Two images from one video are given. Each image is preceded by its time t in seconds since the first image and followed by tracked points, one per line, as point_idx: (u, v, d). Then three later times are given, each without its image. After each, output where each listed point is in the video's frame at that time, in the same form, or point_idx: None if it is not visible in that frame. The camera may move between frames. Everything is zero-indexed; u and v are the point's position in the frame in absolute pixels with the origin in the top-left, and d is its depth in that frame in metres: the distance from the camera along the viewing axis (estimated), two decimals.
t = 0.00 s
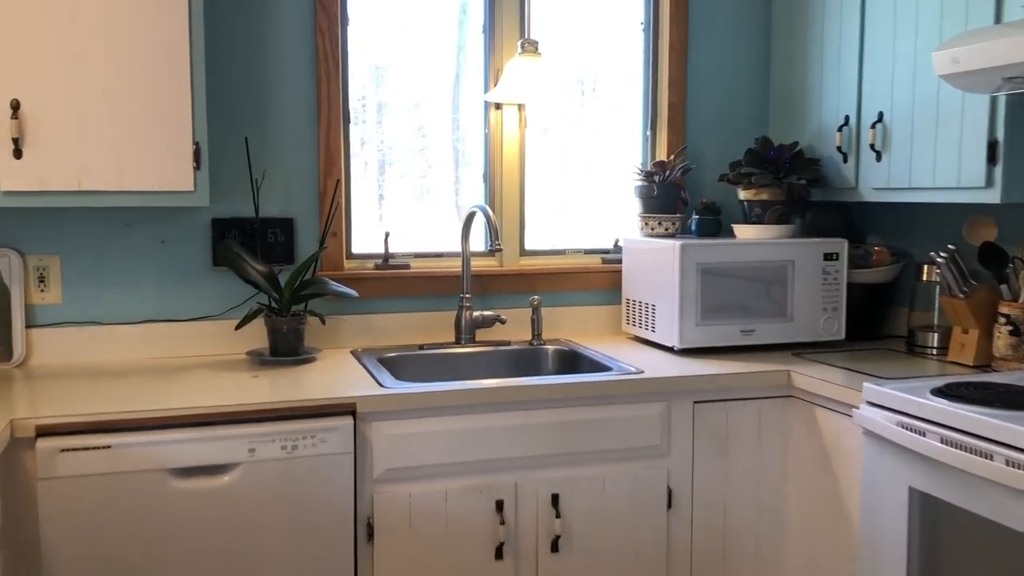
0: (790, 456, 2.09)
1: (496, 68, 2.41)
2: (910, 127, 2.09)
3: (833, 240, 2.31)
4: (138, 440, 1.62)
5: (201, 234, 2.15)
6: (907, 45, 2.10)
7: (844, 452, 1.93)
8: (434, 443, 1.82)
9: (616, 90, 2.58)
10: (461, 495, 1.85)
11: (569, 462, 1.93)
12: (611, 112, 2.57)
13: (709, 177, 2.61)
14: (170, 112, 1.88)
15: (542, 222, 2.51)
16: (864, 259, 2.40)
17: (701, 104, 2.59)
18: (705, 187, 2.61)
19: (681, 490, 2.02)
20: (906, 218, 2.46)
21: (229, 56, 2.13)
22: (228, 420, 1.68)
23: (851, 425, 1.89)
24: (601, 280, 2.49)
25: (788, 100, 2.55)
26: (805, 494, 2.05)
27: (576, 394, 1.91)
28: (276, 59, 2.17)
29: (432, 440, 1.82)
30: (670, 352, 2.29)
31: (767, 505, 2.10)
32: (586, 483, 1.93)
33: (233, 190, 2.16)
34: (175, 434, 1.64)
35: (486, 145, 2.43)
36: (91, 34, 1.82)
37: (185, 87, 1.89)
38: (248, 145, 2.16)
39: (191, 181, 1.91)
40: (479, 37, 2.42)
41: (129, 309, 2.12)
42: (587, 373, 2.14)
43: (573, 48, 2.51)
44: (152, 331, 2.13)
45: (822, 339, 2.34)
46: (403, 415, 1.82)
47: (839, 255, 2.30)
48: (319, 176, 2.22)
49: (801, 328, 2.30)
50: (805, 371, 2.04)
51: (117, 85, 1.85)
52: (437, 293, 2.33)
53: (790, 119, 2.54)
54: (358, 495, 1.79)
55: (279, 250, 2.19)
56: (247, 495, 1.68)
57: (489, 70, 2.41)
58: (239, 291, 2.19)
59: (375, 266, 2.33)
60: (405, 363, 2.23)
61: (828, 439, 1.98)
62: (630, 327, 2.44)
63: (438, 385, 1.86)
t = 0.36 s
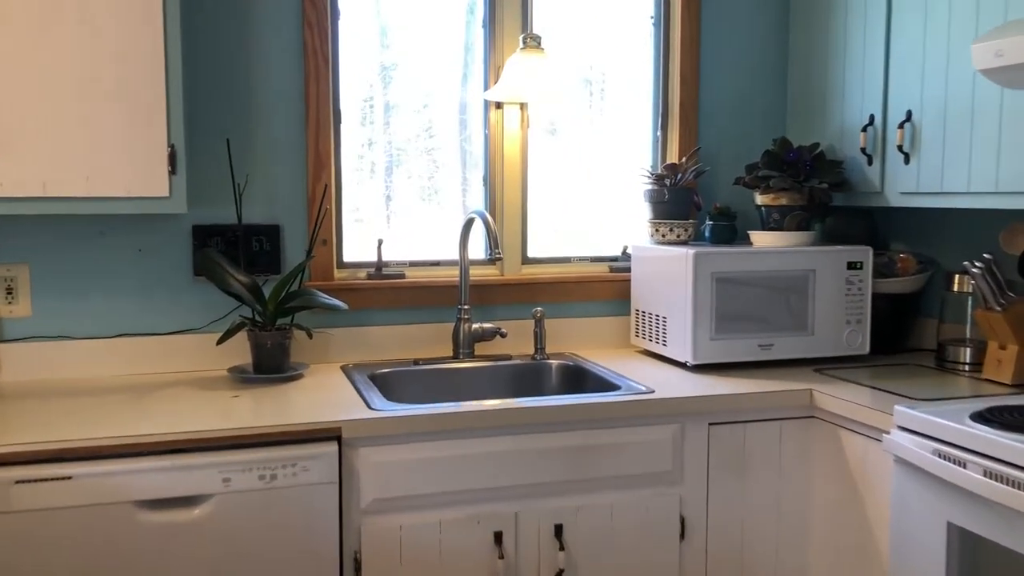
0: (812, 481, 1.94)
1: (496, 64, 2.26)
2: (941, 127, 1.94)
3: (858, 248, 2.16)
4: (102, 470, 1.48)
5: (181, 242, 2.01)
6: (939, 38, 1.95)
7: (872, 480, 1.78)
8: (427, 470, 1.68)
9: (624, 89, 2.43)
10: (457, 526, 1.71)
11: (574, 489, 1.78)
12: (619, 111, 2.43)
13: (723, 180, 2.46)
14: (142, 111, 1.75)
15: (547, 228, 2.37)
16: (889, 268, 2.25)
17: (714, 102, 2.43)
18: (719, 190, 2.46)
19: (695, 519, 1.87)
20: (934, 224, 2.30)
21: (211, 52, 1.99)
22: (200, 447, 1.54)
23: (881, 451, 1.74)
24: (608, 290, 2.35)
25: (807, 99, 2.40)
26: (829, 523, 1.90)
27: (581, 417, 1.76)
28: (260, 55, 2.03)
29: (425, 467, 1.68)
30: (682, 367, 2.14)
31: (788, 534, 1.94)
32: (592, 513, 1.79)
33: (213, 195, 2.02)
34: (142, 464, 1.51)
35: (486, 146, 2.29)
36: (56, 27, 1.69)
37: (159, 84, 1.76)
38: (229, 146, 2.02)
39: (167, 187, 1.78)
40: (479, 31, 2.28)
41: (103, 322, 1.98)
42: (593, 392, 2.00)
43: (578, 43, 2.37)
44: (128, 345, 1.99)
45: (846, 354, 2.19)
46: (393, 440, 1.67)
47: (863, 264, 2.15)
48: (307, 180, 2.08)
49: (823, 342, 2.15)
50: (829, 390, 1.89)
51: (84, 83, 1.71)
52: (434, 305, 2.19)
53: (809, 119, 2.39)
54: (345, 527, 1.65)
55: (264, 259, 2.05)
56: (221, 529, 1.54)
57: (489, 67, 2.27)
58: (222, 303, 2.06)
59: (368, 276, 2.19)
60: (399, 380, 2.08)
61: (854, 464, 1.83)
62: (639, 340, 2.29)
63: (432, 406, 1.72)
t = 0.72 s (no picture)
0: (846, 506, 1.74)
1: (497, 46, 2.08)
2: (991, 111, 1.75)
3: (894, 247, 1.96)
4: (43, 499, 1.31)
5: (151, 240, 1.84)
6: (988, 13, 1.75)
7: (916, 507, 1.58)
8: (416, 496, 1.49)
9: (637, 74, 2.24)
10: (451, 559, 1.52)
11: (582, 516, 1.59)
12: (633, 97, 2.24)
13: (745, 173, 2.27)
14: (100, 92, 1.58)
15: (556, 226, 2.18)
16: (927, 268, 2.05)
17: (735, 89, 2.24)
18: (740, 184, 2.27)
19: (717, 548, 1.68)
20: (977, 220, 2.11)
21: (184, 31, 1.82)
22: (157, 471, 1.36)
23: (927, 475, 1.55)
24: (620, 293, 2.16)
25: (837, 84, 2.20)
26: (865, 554, 1.71)
27: (590, 436, 1.58)
28: (237, 34, 1.85)
29: (414, 492, 1.50)
30: (701, 378, 1.96)
31: (819, 565, 1.75)
32: (602, 543, 1.60)
33: (186, 189, 1.84)
34: (90, 491, 1.33)
35: (487, 136, 2.11)
36: (3, 1, 1.52)
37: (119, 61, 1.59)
38: (203, 134, 1.84)
39: (129, 177, 1.61)
40: (478, 10, 2.09)
41: (66, 328, 1.81)
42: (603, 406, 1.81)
43: (587, 24, 2.18)
44: (92, 354, 1.81)
45: (881, 363, 2.00)
46: (378, 462, 1.49)
47: (900, 264, 1.96)
48: (290, 171, 1.90)
49: (856, 350, 1.96)
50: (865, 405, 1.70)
51: (33, 64, 1.54)
52: (429, 308, 2.01)
53: (839, 106, 2.20)
54: (324, 560, 1.47)
55: (243, 258, 1.88)
56: (182, 564, 1.36)
57: (489, 49, 2.08)
58: (197, 307, 1.88)
59: (358, 277, 2.01)
60: (390, 392, 1.90)
61: (895, 489, 1.63)
62: (654, 347, 2.11)
63: (423, 424, 1.54)
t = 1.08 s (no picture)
0: (897, 542, 1.56)
1: (508, 31, 1.90)
2: None
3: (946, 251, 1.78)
4: None
5: (128, 242, 1.67)
6: None
7: (980, 547, 1.40)
8: (415, 534, 1.32)
9: (661, 62, 2.06)
10: None
11: (603, 555, 1.42)
12: (657, 87, 2.06)
13: (778, 170, 2.08)
14: (63, 78, 1.42)
15: (580, 225, 2.01)
16: (979, 275, 1.87)
17: (767, 77, 2.06)
18: (773, 182, 2.08)
19: None
20: None
21: (163, 12, 1.65)
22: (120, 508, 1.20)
23: (995, 511, 1.37)
24: (642, 300, 1.98)
25: (881, 72, 2.02)
26: None
27: (611, 465, 1.40)
28: (221, 16, 1.69)
29: (412, 529, 1.32)
30: (732, 395, 1.78)
31: None
32: None
33: (166, 186, 1.68)
34: (42, 531, 1.17)
35: (497, 128, 1.93)
36: None
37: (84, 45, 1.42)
38: (183, 126, 1.68)
39: (95, 174, 1.45)
40: None
41: (34, 339, 1.65)
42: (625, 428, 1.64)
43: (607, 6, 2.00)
44: (64, 367, 1.65)
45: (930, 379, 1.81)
46: (371, 495, 1.32)
47: (952, 270, 1.77)
48: (280, 166, 1.73)
49: (903, 365, 1.77)
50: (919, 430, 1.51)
51: None
52: (433, 317, 1.84)
53: (883, 97, 2.01)
54: None
55: (229, 262, 1.71)
56: None
57: (500, 33, 1.91)
58: (178, 316, 1.71)
59: (355, 283, 1.84)
60: (389, 410, 1.73)
61: (955, 526, 1.45)
62: (679, 360, 1.93)
63: (423, 451, 1.37)
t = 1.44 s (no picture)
0: None
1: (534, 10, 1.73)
2: None
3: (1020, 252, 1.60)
4: None
5: (116, 243, 1.52)
6: None
7: None
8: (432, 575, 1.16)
9: (700, 45, 1.89)
10: None
11: None
12: (694, 74, 1.89)
13: (828, 163, 1.91)
14: (39, 60, 1.27)
15: (597, 225, 1.83)
16: None
17: (817, 62, 1.88)
18: (822, 176, 1.91)
19: None
20: None
21: None
22: (95, 549, 1.05)
23: None
24: (679, 306, 1.81)
25: (946, 54, 1.85)
26: None
27: (653, 495, 1.24)
28: None
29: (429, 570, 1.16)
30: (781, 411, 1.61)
31: None
32: None
33: (158, 180, 1.53)
34: None
35: (522, 118, 1.77)
36: None
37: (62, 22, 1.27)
38: (176, 114, 1.52)
39: (77, 168, 1.30)
40: None
41: (14, 349, 1.50)
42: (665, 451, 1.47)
43: None
44: (47, 380, 1.50)
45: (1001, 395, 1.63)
46: (382, 531, 1.16)
47: None
48: (283, 158, 1.57)
49: (972, 378, 1.60)
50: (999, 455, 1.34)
51: None
52: (451, 324, 1.68)
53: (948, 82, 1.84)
54: None
55: (227, 264, 1.56)
56: None
57: (525, 13, 1.74)
58: (172, 324, 1.56)
59: (366, 286, 1.68)
60: (402, 426, 1.57)
61: None
62: (720, 371, 1.76)
63: (440, 480, 1.21)
